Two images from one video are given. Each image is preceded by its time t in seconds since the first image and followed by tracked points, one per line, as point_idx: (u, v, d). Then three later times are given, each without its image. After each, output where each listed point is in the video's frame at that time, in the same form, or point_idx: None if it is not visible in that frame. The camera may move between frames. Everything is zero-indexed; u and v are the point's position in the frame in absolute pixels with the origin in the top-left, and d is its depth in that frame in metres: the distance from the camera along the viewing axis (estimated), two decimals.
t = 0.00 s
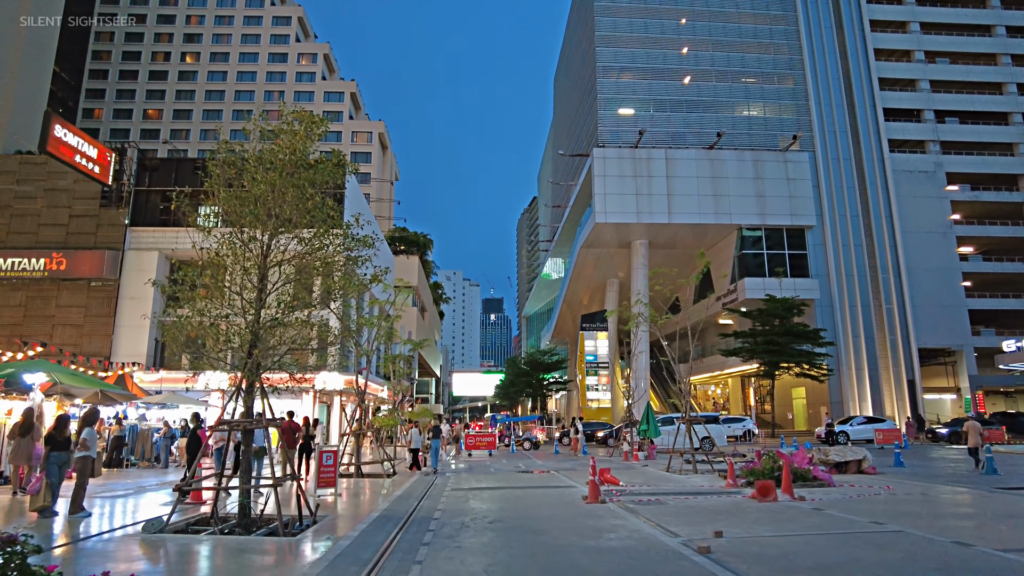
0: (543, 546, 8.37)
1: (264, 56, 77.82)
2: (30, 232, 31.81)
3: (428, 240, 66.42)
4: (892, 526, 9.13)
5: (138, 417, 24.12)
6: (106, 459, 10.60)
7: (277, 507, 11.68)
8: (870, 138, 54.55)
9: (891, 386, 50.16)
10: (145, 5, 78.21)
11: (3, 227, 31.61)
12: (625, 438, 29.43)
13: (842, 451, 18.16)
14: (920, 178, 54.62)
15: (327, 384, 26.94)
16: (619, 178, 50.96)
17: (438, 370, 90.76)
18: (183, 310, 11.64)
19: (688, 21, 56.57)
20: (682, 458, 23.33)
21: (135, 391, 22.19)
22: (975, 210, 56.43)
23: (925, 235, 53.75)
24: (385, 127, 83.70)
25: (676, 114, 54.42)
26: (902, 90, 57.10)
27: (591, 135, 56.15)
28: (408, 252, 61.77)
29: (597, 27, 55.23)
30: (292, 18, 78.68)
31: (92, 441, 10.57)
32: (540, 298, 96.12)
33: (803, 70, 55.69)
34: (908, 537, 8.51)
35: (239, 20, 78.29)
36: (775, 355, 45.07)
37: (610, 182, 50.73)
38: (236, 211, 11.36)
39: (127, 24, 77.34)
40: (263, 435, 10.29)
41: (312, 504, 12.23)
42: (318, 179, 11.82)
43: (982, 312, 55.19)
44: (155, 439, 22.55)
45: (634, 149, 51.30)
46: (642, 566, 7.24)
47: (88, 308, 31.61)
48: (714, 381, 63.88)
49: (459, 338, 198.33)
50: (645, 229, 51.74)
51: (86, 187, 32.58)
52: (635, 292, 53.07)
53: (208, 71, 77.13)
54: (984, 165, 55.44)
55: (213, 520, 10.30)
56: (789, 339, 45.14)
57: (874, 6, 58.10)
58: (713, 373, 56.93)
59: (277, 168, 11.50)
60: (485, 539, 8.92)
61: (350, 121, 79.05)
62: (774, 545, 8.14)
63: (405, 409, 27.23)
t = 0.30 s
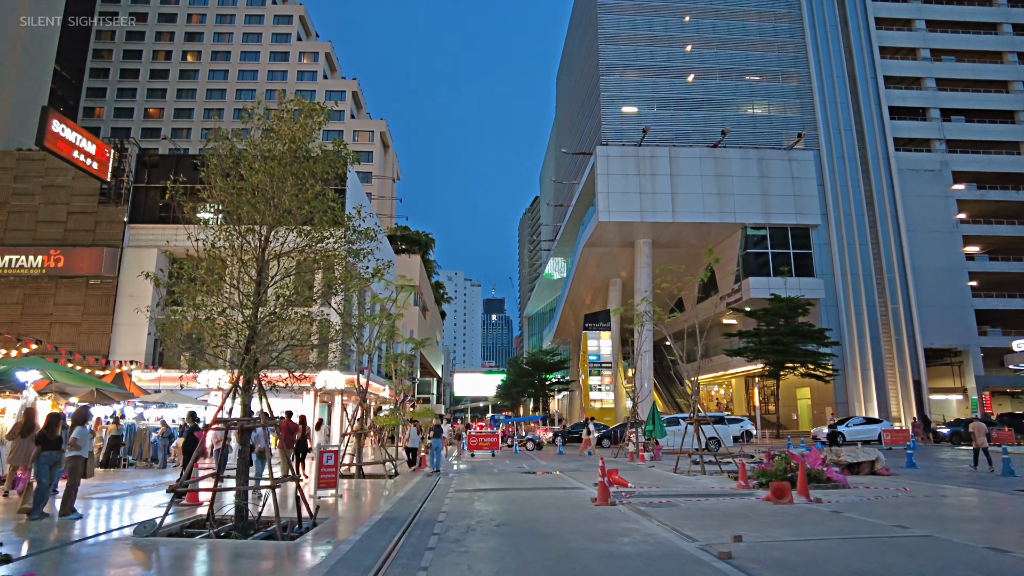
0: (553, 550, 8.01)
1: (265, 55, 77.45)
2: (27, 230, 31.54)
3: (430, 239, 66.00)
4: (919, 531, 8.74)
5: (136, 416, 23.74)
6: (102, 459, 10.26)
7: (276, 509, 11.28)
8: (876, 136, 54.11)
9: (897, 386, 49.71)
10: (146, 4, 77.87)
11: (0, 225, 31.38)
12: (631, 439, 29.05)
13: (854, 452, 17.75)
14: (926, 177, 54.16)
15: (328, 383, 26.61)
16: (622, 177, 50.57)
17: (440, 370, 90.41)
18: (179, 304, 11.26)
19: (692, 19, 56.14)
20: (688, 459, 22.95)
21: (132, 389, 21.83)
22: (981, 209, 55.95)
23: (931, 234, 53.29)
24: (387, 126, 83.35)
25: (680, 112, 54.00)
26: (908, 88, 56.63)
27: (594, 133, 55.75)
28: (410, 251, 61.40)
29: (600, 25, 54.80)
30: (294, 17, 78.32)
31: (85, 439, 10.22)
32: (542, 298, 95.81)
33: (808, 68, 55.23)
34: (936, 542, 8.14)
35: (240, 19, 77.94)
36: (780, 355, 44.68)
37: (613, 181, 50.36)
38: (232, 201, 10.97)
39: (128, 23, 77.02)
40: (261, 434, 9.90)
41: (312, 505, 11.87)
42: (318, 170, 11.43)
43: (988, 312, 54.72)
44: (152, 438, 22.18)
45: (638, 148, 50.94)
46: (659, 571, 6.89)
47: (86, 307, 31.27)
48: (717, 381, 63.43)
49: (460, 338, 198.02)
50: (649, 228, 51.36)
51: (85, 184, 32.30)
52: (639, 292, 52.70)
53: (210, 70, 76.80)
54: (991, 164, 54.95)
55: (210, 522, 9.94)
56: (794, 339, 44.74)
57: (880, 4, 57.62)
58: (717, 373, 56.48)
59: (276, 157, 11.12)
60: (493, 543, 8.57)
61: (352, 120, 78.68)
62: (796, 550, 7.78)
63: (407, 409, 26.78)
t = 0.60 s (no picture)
0: (563, 556, 7.69)
1: (267, 54, 77.14)
2: (26, 227, 31.30)
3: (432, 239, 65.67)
4: (943, 536, 8.43)
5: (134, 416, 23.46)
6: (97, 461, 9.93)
7: (275, 513, 10.94)
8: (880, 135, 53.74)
9: (902, 386, 49.33)
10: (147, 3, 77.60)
11: None
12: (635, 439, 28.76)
13: (865, 453, 17.42)
14: (932, 176, 53.76)
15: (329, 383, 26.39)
16: (626, 175, 50.25)
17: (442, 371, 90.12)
18: (175, 301, 10.90)
19: (695, 17, 55.77)
20: (694, 461, 22.64)
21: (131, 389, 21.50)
22: (987, 208, 55.55)
23: (937, 233, 52.90)
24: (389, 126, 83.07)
25: (684, 111, 53.65)
26: (913, 86, 56.23)
27: (597, 132, 55.43)
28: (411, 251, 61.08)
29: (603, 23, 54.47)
30: (295, 16, 78.03)
31: (76, 441, 9.87)
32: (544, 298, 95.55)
33: (812, 66, 54.83)
34: (963, 548, 7.84)
35: (242, 18, 77.69)
36: (784, 355, 44.39)
37: (616, 179, 50.03)
38: (231, 195, 10.68)
39: (129, 22, 76.78)
40: (260, 434, 9.57)
41: (312, 508, 11.56)
42: (318, 161, 11.13)
43: (994, 312, 54.35)
44: (151, 439, 21.87)
45: (641, 147, 50.62)
46: None
47: (85, 305, 30.98)
48: (721, 381, 63.06)
49: (462, 339, 197.88)
50: (652, 227, 51.04)
51: (85, 182, 32.04)
52: (642, 292, 52.37)
53: (211, 70, 76.50)
54: (997, 163, 54.56)
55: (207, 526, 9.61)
56: (799, 339, 44.42)
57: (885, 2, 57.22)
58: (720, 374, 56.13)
59: (275, 148, 10.81)
60: (500, 548, 8.25)
61: (353, 119, 78.40)
62: (817, 556, 7.48)
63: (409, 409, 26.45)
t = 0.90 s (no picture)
0: (574, 562, 7.33)
1: (268, 54, 76.76)
2: (23, 226, 30.96)
3: (433, 238, 65.27)
4: (973, 542, 8.07)
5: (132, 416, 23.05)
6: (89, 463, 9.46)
7: (270, 518, 10.49)
8: (886, 133, 53.13)
9: (908, 386, 48.87)
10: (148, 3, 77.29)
11: None
12: (640, 439, 28.40)
13: (878, 453, 16.99)
14: (938, 173, 53.25)
15: (330, 382, 26.11)
16: (628, 174, 49.85)
17: (444, 371, 89.77)
18: (167, 295, 10.44)
19: (698, 14, 55.37)
20: (701, 462, 22.25)
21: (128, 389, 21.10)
22: (993, 206, 55.06)
23: (943, 231, 52.40)
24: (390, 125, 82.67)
25: (687, 109, 53.26)
26: (918, 83, 55.75)
27: (600, 130, 55.03)
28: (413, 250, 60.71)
29: (605, 21, 54.09)
30: (296, 16, 77.66)
31: (61, 443, 9.41)
32: (546, 298, 95.18)
33: (816, 63, 54.38)
34: (994, 553, 7.50)
35: (242, 18, 77.37)
36: (789, 355, 43.93)
37: (619, 177, 49.62)
38: (226, 184, 10.23)
39: (130, 22, 76.49)
40: (256, 436, 9.12)
41: (310, 512, 11.12)
42: (316, 151, 10.65)
43: (1001, 311, 53.84)
44: (149, 440, 21.46)
45: (644, 144, 50.21)
46: None
47: (83, 304, 30.64)
48: (725, 381, 62.57)
49: (463, 339, 197.73)
50: (655, 226, 50.59)
51: (83, 180, 31.78)
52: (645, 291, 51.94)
53: (212, 69, 76.12)
54: (1003, 160, 54.07)
55: (201, 531, 9.20)
56: (805, 338, 44.02)
57: None
58: (725, 373, 55.67)
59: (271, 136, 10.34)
60: (506, 554, 7.88)
61: (355, 119, 78.11)
62: (842, 562, 7.11)
63: (409, 409, 26.07)
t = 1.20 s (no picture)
0: (587, 568, 7.01)
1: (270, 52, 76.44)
2: (22, 224, 30.75)
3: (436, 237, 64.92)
4: (1005, 547, 7.72)
5: (131, 416, 22.74)
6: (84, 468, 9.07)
7: (270, 521, 10.13)
8: (893, 129, 52.55)
9: (916, 384, 48.39)
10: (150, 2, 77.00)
11: None
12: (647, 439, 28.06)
13: (893, 453, 16.62)
14: (945, 170, 52.75)
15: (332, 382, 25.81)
16: (633, 171, 49.34)
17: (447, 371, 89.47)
18: (161, 291, 10.01)
19: (703, 10, 54.94)
20: (709, 462, 21.90)
21: (128, 388, 20.78)
22: (1001, 202, 54.54)
23: (951, 228, 51.90)
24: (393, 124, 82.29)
25: (691, 106, 52.86)
26: (925, 79, 55.23)
27: (604, 128, 54.63)
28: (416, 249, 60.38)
29: (609, 18, 53.68)
30: (298, 14, 77.32)
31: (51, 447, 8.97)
32: (550, 297, 94.83)
33: (822, 59, 53.89)
34: None
35: (245, 17, 77.08)
36: (796, 354, 43.51)
37: (623, 175, 49.17)
38: (222, 175, 9.79)
39: (132, 21, 76.20)
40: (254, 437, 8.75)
41: (310, 516, 10.77)
42: (316, 141, 10.24)
43: (1009, 309, 53.32)
44: (149, 441, 21.15)
45: (649, 142, 49.78)
46: None
47: (83, 303, 30.50)
48: (730, 380, 62.12)
49: (466, 339, 197.59)
50: (660, 224, 50.17)
51: (82, 178, 31.61)
52: (650, 289, 51.51)
53: (214, 68, 75.80)
54: (1011, 157, 53.55)
55: (199, 535, 8.85)
56: (811, 336, 43.61)
57: None
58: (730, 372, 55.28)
59: (268, 127, 9.88)
60: (516, 559, 7.56)
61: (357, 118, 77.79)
62: (869, 568, 6.78)
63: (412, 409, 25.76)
